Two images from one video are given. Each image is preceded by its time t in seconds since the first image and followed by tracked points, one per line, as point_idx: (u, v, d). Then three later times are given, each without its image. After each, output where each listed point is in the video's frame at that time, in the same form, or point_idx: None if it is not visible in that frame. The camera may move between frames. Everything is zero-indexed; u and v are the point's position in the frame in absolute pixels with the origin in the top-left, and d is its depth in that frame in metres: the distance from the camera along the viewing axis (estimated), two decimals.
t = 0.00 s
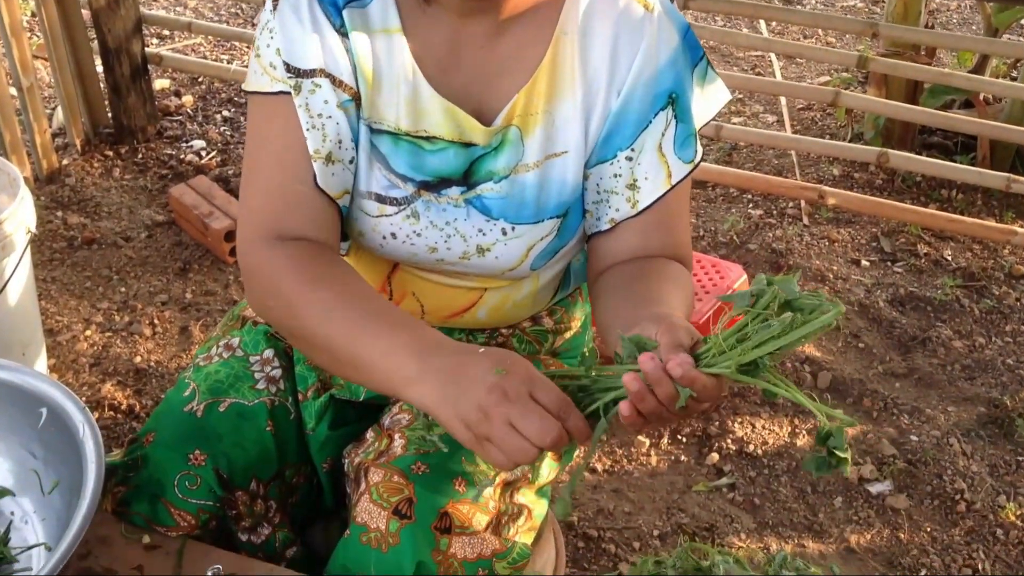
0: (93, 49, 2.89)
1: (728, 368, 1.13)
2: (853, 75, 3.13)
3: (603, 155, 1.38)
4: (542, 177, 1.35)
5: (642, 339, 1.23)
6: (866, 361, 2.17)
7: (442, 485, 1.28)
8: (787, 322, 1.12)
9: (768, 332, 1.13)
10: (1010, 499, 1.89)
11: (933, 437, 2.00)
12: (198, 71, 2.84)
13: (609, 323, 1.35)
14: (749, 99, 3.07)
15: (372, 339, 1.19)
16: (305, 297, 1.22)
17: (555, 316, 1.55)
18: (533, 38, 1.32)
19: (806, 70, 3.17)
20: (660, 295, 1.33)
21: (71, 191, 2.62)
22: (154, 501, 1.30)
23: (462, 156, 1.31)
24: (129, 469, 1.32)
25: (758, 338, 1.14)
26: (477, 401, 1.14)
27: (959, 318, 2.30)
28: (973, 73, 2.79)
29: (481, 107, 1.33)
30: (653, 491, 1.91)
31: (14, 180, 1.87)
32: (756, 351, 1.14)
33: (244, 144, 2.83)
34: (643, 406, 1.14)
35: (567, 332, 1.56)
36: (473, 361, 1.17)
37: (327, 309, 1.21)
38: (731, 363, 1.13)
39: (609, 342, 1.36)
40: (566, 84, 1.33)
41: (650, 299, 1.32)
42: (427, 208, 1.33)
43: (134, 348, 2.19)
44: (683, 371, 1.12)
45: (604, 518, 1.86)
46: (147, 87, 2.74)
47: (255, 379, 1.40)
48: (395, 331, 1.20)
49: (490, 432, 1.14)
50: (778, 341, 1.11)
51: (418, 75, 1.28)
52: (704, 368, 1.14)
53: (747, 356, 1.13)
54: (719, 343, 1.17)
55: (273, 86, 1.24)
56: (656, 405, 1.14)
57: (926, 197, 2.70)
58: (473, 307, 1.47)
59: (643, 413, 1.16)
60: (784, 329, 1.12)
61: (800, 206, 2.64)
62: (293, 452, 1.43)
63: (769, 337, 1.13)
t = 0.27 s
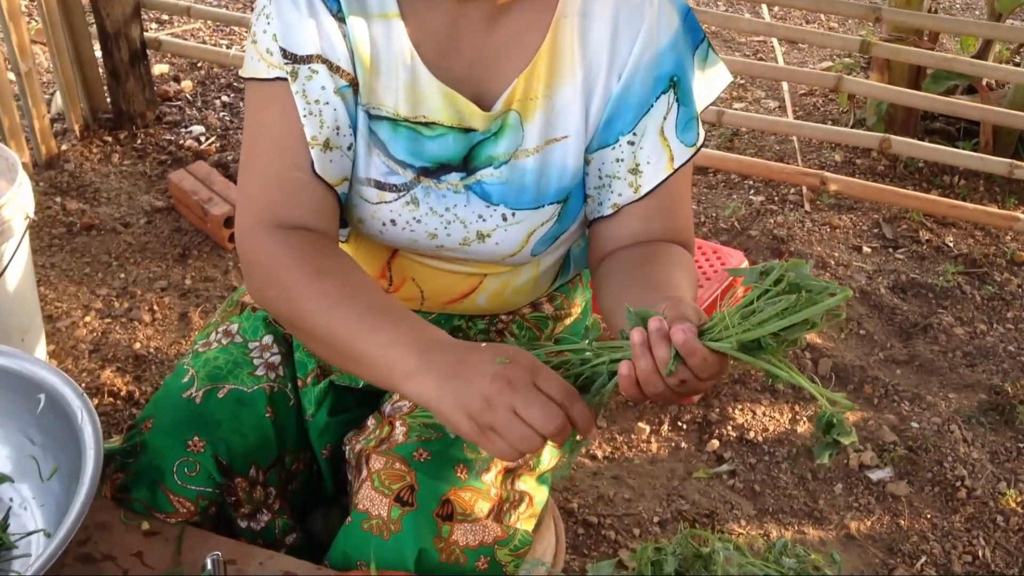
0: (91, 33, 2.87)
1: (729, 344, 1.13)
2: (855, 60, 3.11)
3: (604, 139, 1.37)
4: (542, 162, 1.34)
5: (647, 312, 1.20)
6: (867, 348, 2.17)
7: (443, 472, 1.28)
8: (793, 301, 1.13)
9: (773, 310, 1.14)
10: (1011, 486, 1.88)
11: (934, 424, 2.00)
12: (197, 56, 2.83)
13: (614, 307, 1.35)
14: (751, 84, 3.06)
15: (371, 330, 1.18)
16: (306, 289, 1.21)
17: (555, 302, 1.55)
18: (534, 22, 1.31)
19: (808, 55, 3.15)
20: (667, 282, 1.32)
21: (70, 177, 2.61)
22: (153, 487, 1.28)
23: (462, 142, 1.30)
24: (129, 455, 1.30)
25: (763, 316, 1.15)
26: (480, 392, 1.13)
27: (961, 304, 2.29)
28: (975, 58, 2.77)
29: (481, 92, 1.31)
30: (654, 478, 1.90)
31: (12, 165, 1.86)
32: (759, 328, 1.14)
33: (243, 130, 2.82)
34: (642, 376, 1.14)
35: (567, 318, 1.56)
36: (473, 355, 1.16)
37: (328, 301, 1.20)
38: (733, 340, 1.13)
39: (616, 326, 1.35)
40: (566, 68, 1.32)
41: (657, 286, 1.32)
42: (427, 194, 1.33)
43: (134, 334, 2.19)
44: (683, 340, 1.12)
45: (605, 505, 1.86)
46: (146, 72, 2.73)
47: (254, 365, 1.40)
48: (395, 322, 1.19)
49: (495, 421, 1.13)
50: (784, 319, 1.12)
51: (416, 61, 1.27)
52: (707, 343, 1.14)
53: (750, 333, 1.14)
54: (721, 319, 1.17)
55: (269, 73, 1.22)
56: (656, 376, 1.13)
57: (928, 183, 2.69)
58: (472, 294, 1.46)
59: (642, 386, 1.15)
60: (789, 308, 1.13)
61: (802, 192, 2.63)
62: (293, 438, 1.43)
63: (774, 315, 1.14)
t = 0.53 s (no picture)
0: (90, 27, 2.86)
1: (739, 348, 1.13)
2: (855, 54, 3.10)
3: (603, 135, 1.37)
4: (541, 158, 1.34)
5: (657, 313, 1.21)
6: (867, 343, 2.17)
7: (442, 468, 1.28)
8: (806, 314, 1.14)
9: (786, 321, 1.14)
10: (1011, 481, 1.88)
11: (934, 419, 1.99)
12: (196, 50, 2.82)
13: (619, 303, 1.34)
14: (751, 78, 3.05)
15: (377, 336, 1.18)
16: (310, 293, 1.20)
17: (555, 298, 1.55)
18: (533, 17, 1.30)
19: (808, 49, 3.15)
20: (668, 279, 1.32)
21: (69, 171, 2.60)
22: (152, 483, 1.27)
23: (461, 138, 1.30)
24: (128, 451, 1.30)
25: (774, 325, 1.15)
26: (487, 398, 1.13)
27: (961, 299, 2.29)
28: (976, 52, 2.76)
29: (481, 87, 1.31)
30: (653, 473, 1.90)
31: (10, 160, 1.85)
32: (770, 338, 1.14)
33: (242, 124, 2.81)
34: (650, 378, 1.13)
35: (567, 313, 1.56)
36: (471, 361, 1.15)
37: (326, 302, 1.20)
38: (743, 346, 1.13)
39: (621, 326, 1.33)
40: (565, 63, 1.31)
41: (658, 283, 1.31)
42: (427, 190, 1.32)
43: (133, 329, 2.18)
44: (691, 346, 1.12)
45: (604, 500, 1.86)
46: (144, 66, 2.72)
47: (253, 360, 1.40)
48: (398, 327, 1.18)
49: (503, 420, 1.13)
50: (796, 331, 1.12)
51: (415, 56, 1.26)
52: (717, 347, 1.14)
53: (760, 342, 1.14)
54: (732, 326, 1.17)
55: (268, 68, 1.21)
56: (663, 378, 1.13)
57: (928, 177, 2.68)
58: (472, 289, 1.46)
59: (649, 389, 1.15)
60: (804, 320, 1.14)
61: (802, 187, 2.62)
62: (292, 433, 1.43)
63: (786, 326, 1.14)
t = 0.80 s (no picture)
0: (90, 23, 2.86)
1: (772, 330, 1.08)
2: (857, 50, 3.09)
3: (601, 131, 1.37)
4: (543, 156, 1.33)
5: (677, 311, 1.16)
6: (868, 340, 2.16)
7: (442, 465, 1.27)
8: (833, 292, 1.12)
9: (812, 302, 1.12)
10: (1012, 479, 1.88)
11: (936, 416, 1.99)
12: (196, 46, 2.81)
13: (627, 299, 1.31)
14: (752, 74, 3.04)
15: (356, 337, 1.15)
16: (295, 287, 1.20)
17: (557, 294, 1.54)
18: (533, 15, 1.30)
19: (810, 45, 3.14)
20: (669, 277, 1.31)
21: (69, 168, 2.60)
22: (152, 480, 1.28)
23: (463, 136, 1.29)
24: (128, 448, 1.30)
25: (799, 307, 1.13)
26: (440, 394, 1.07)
27: (963, 296, 2.29)
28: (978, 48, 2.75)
29: (481, 83, 1.31)
30: (654, 470, 1.90)
31: (11, 156, 1.84)
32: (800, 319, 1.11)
33: (243, 120, 2.81)
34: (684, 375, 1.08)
35: (568, 310, 1.54)
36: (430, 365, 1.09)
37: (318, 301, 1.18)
38: (777, 326, 1.09)
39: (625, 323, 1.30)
40: (566, 60, 1.31)
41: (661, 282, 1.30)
42: (430, 188, 1.32)
43: (133, 326, 2.18)
44: (729, 338, 1.06)
45: (605, 497, 1.86)
46: (145, 62, 2.71)
47: (253, 358, 1.39)
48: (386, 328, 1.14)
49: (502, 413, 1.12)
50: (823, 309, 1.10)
51: (416, 52, 1.26)
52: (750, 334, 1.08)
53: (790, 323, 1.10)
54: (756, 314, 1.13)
55: (272, 68, 1.22)
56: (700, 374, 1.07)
57: (930, 174, 2.68)
58: (473, 287, 1.45)
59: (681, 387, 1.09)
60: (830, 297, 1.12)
61: (804, 183, 2.62)
62: (293, 431, 1.42)
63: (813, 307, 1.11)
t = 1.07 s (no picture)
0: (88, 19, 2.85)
1: (767, 301, 1.11)
2: (857, 46, 3.09)
3: (598, 132, 1.36)
4: (533, 153, 1.33)
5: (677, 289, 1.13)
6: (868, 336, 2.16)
7: (434, 463, 1.27)
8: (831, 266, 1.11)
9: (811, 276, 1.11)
10: (1012, 475, 1.88)
11: (935, 412, 1.99)
12: (194, 42, 2.81)
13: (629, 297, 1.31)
14: (752, 70, 3.03)
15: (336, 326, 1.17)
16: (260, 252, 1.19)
17: (553, 293, 1.53)
18: (527, 11, 1.29)
19: (810, 41, 3.13)
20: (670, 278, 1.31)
21: (67, 164, 2.59)
22: (147, 477, 1.27)
23: (452, 130, 1.28)
24: (122, 445, 1.29)
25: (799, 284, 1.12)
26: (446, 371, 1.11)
27: (963, 292, 2.28)
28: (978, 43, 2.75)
29: (475, 79, 1.30)
30: (653, 466, 1.90)
31: (8, 153, 1.84)
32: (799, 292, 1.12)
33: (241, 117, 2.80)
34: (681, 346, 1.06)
35: (566, 308, 1.54)
36: (438, 336, 1.13)
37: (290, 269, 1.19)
38: (772, 298, 1.11)
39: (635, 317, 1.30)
40: (560, 57, 1.30)
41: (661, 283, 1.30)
42: (417, 181, 1.31)
43: (132, 323, 2.17)
44: (725, 299, 1.05)
45: (604, 494, 1.85)
46: (143, 58, 2.70)
47: (248, 354, 1.39)
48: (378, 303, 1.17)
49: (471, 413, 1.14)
50: (824, 281, 1.11)
51: (403, 48, 1.25)
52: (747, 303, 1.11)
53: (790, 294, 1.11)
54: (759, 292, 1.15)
55: (252, 49, 1.20)
56: (697, 345, 1.05)
57: (930, 169, 2.67)
58: (467, 283, 1.45)
59: (680, 364, 1.07)
60: (830, 272, 1.11)
61: (803, 180, 2.61)
62: (288, 427, 1.42)
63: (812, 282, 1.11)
